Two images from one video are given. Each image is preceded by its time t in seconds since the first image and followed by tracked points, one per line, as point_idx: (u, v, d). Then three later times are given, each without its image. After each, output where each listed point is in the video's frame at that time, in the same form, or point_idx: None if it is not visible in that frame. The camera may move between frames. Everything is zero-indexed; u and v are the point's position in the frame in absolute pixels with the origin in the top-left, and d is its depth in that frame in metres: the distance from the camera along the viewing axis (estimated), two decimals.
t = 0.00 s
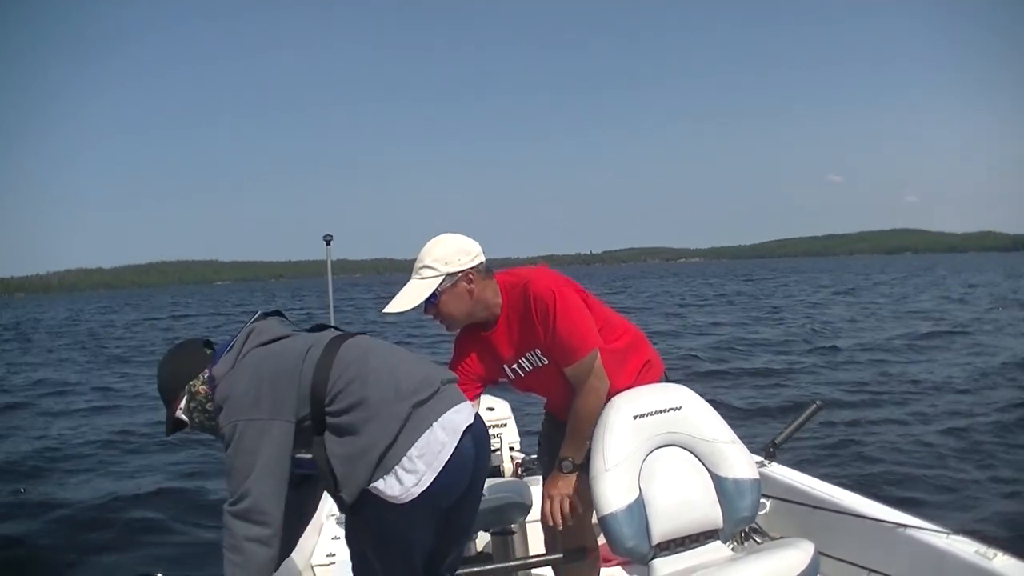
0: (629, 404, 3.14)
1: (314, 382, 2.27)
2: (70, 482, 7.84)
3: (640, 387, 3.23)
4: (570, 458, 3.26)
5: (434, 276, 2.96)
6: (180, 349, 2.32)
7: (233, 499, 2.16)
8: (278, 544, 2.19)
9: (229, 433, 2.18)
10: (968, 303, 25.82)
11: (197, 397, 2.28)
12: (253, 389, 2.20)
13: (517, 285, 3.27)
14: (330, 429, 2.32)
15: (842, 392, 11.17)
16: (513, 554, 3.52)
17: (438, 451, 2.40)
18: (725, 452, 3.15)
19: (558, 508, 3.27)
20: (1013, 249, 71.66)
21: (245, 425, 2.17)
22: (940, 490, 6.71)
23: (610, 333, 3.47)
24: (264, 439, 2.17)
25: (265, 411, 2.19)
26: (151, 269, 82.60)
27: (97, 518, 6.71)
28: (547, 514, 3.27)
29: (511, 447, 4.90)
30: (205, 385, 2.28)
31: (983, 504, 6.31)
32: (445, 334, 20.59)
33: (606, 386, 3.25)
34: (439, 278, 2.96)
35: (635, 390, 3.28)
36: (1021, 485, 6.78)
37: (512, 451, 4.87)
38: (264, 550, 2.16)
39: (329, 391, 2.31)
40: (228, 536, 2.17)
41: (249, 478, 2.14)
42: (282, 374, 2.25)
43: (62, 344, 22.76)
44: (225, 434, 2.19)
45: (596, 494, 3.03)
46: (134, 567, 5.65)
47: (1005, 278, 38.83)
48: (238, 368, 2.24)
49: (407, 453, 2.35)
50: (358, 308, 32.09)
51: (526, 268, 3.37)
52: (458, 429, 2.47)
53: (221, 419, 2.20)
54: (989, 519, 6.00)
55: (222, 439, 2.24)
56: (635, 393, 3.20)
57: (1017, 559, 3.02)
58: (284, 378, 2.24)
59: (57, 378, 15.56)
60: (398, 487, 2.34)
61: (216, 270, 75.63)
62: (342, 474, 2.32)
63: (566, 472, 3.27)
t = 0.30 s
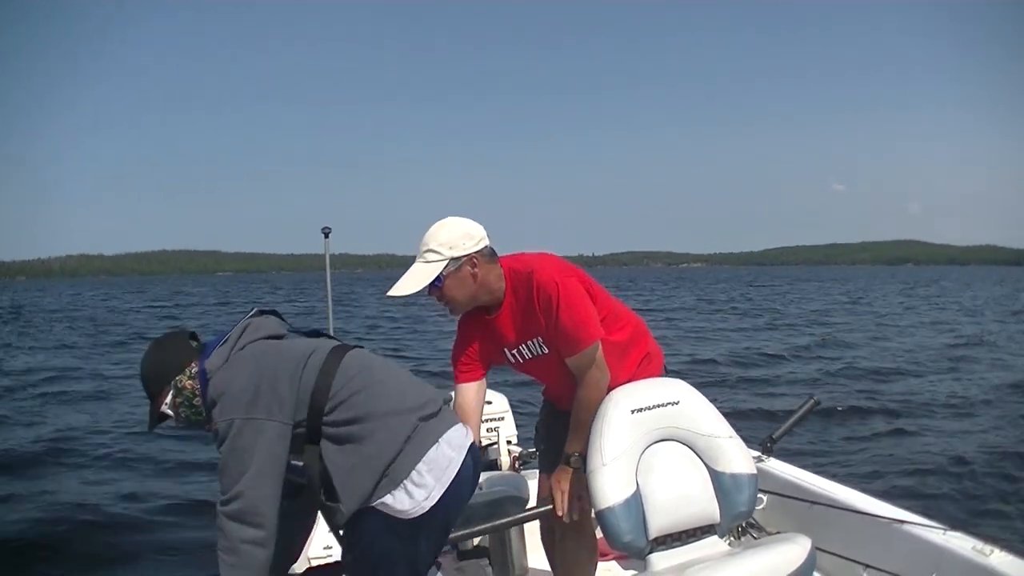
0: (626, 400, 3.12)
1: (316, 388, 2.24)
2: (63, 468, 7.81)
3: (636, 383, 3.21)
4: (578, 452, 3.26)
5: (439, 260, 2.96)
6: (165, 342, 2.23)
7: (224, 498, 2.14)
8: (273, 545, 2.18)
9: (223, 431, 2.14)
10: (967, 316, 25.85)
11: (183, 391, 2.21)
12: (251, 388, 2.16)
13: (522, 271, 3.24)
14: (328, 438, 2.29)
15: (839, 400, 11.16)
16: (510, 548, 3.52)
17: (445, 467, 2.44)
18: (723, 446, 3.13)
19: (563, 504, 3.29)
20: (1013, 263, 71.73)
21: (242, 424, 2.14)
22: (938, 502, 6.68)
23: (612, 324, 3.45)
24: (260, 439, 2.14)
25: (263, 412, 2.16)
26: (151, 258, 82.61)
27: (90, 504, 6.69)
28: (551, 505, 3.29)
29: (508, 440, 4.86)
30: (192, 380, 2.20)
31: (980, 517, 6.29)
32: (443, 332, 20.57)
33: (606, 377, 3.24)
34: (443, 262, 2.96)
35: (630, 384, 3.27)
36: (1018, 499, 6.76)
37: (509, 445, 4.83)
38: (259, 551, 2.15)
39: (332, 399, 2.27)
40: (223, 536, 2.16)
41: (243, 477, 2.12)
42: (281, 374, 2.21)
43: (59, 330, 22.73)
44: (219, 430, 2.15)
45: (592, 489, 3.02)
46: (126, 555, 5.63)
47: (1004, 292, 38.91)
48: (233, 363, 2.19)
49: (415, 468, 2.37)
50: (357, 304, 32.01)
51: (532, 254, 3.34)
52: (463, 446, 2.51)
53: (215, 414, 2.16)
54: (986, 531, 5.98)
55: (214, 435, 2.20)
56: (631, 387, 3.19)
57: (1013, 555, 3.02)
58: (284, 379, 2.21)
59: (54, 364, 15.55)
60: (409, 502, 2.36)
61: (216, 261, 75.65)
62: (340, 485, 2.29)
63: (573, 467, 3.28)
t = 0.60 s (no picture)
0: (626, 402, 3.11)
1: (319, 402, 2.24)
2: (62, 476, 7.80)
3: (636, 385, 3.20)
4: (576, 450, 3.23)
5: (437, 234, 2.99)
6: (141, 362, 2.18)
7: (222, 507, 2.11)
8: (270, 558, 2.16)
9: (222, 438, 2.11)
10: (968, 319, 25.82)
11: (163, 415, 2.18)
12: (250, 396, 2.15)
13: (521, 256, 3.27)
14: (327, 455, 2.29)
15: (840, 403, 11.14)
16: (510, 551, 3.50)
17: (444, 481, 2.49)
18: (723, 449, 3.12)
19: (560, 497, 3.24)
20: (1016, 266, 71.62)
21: (243, 432, 2.12)
22: (939, 503, 6.66)
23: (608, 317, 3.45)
24: (260, 449, 2.12)
25: (262, 421, 2.15)
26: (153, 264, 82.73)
27: (89, 511, 6.68)
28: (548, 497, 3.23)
29: (508, 443, 4.82)
30: (171, 404, 2.18)
31: (982, 518, 6.28)
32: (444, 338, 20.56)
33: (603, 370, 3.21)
34: (441, 236, 2.99)
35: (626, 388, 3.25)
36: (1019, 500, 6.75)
37: (508, 448, 4.81)
38: (257, 562, 2.13)
39: (333, 416, 2.28)
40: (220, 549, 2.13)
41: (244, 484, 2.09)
42: (282, 385, 2.21)
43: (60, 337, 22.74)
44: (217, 437, 2.12)
45: (591, 491, 3.01)
46: (125, 564, 5.61)
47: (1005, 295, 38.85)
48: (227, 372, 2.18)
49: (422, 482, 2.42)
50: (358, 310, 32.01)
51: (532, 241, 3.35)
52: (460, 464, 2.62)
53: (213, 422, 2.13)
54: (987, 532, 5.97)
55: (207, 446, 2.17)
56: (631, 389, 3.17)
57: (1014, 558, 3.00)
58: (285, 390, 2.21)
59: (55, 371, 15.54)
60: (417, 516, 2.39)
61: (218, 267, 75.79)
62: (345, 499, 2.29)
63: (571, 464, 3.23)
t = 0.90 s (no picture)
0: (627, 409, 3.10)
1: (331, 412, 2.27)
2: (63, 486, 7.79)
3: (636, 391, 3.19)
4: (570, 445, 3.21)
5: (442, 217, 3.04)
6: (136, 389, 2.10)
7: (238, 525, 2.06)
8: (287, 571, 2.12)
9: (239, 452, 2.08)
10: (966, 316, 25.86)
11: (162, 443, 2.12)
12: (263, 411, 2.13)
13: (526, 243, 3.29)
14: (338, 462, 2.32)
15: (840, 402, 11.13)
16: (511, 557, 3.49)
17: (447, 474, 2.57)
18: (724, 456, 3.11)
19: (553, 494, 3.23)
20: (1016, 262, 71.65)
21: (261, 443, 2.10)
22: (942, 503, 6.66)
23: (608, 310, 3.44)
24: (278, 462, 2.10)
25: (277, 435, 2.13)
26: (154, 270, 82.87)
27: (90, 525, 6.66)
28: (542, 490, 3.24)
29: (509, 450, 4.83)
30: (169, 431, 2.12)
31: (985, 517, 6.27)
32: (444, 341, 20.57)
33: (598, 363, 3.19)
34: (446, 219, 3.03)
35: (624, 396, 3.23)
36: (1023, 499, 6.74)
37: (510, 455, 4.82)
38: None
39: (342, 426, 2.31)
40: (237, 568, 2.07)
41: (267, 496, 2.06)
42: (293, 395, 2.20)
43: (59, 346, 22.76)
44: (233, 451, 2.08)
45: (593, 499, 3.01)
46: None
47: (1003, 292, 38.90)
48: (234, 391, 2.14)
49: (430, 480, 2.49)
50: (360, 314, 32.00)
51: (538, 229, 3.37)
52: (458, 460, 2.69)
53: (227, 437, 2.09)
54: (990, 532, 5.96)
55: (217, 465, 2.12)
56: (630, 396, 3.17)
57: (1015, 563, 3.01)
58: (298, 399, 2.20)
59: (54, 380, 15.54)
60: (430, 510, 2.47)
61: (219, 273, 75.92)
62: (363, 499, 2.34)
63: (564, 460, 3.22)
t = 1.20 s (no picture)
0: (628, 412, 3.11)
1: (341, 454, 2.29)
2: (61, 489, 7.77)
3: (637, 394, 3.20)
4: (558, 441, 3.23)
5: (452, 206, 3.06)
6: (153, 413, 2.06)
7: None
8: None
9: (259, 519, 2.09)
10: (964, 313, 25.86)
11: (180, 464, 2.08)
12: (279, 474, 2.12)
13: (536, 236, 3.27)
14: (352, 484, 2.37)
15: (839, 399, 11.13)
16: (512, 559, 3.50)
17: (461, 474, 2.63)
18: (725, 459, 3.11)
19: (544, 494, 3.25)
20: (1017, 258, 71.54)
21: (281, 509, 2.11)
22: (943, 503, 6.66)
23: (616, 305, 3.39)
24: (296, 524, 2.12)
25: (293, 496, 2.13)
26: (153, 269, 82.78)
27: (87, 530, 6.66)
28: (538, 487, 3.26)
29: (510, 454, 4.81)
30: (187, 454, 2.08)
31: (986, 518, 6.27)
32: (443, 340, 20.55)
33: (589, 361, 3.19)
34: (457, 207, 3.06)
35: (624, 398, 3.24)
36: None
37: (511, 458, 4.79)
38: None
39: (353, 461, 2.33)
40: None
41: (290, 556, 2.09)
42: (309, 449, 2.21)
43: (58, 346, 22.73)
44: (256, 520, 2.09)
45: (594, 502, 3.01)
46: None
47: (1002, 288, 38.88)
48: (249, 451, 2.11)
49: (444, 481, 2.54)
50: (360, 313, 31.98)
51: (553, 222, 3.35)
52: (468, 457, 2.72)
53: (244, 504, 2.09)
54: (990, 534, 5.97)
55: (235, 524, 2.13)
56: (631, 399, 3.17)
57: (1016, 567, 3.01)
58: (314, 453, 2.22)
59: (53, 381, 15.51)
60: (445, 510, 2.51)
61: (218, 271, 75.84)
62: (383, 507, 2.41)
63: (555, 456, 3.24)
